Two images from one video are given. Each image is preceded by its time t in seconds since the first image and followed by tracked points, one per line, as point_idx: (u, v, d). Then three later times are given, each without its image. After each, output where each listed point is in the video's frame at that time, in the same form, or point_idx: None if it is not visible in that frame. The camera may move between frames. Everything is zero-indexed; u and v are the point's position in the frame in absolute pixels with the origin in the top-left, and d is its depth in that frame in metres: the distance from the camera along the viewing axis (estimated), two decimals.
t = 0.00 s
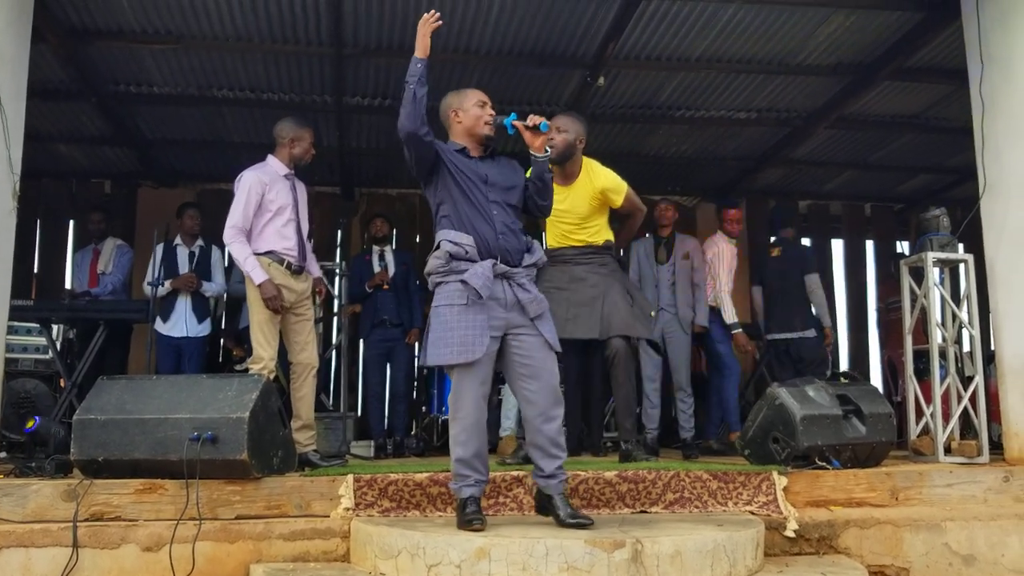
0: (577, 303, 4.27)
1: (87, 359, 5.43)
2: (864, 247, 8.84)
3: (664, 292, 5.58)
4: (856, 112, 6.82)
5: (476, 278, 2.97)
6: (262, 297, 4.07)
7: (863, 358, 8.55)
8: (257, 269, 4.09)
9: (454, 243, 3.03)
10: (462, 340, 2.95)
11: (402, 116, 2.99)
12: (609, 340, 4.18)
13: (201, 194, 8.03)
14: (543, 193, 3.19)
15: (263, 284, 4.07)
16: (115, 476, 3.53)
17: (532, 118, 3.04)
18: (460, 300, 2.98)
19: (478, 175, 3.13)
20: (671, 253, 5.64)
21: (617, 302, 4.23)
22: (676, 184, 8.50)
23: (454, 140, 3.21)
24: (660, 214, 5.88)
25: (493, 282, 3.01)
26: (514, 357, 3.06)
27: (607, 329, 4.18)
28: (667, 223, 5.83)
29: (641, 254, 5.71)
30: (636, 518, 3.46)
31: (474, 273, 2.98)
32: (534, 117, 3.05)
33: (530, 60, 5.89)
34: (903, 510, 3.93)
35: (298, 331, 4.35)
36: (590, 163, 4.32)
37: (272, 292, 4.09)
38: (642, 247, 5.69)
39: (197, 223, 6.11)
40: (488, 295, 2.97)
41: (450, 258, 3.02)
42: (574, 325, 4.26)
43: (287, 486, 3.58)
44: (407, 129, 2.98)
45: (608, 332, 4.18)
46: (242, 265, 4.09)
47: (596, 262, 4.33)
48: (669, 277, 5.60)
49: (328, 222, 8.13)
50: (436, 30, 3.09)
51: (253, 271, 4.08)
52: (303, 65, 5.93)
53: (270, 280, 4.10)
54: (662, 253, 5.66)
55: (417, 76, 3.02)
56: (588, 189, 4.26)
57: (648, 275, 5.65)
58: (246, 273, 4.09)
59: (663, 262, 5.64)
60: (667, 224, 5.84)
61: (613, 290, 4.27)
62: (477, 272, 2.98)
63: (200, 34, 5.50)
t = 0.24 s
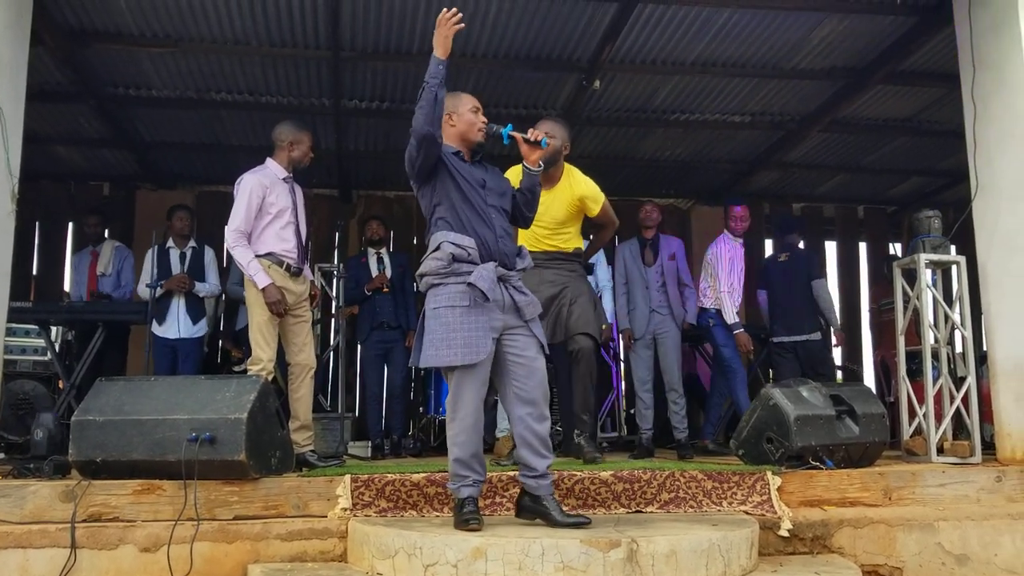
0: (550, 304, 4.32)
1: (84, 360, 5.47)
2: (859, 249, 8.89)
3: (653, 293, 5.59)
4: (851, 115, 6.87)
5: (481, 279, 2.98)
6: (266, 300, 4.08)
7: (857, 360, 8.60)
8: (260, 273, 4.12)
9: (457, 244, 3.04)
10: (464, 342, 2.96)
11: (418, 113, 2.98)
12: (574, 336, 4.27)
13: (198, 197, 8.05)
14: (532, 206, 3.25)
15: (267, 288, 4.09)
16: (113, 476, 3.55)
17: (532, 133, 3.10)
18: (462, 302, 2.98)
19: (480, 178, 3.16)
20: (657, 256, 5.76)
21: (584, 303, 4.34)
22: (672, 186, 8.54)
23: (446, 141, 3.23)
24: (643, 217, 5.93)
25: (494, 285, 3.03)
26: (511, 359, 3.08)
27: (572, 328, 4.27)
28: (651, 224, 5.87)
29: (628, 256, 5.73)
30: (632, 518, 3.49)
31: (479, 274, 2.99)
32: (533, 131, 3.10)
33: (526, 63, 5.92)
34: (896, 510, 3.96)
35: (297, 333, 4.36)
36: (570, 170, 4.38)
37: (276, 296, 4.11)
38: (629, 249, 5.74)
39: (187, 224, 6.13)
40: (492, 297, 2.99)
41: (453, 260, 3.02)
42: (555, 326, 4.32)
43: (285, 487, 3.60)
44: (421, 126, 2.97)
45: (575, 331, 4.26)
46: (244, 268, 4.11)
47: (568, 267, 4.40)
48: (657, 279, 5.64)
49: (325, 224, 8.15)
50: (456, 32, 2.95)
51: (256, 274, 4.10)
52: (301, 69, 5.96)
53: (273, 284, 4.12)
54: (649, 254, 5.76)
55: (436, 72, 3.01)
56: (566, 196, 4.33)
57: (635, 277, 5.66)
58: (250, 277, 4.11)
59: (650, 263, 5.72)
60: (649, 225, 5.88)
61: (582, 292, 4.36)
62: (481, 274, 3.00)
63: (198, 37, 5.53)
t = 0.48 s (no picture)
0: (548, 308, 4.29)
1: (82, 362, 5.46)
2: (857, 250, 8.90)
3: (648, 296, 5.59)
4: (849, 117, 6.87)
5: (480, 282, 2.98)
6: (269, 301, 4.08)
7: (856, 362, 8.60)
8: (263, 274, 4.12)
9: (457, 246, 3.02)
10: (463, 344, 2.95)
11: (440, 124, 2.95)
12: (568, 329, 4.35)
13: (197, 198, 8.04)
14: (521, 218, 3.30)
15: (270, 288, 4.09)
16: (111, 478, 3.54)
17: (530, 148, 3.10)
18: (459, 305, 2.98)
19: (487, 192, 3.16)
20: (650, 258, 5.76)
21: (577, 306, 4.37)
22: (670, 188, 8.54)
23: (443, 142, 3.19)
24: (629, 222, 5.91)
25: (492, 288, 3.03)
26: (507, 360, 3.08)
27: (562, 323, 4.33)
28: (640, 227, 5.85)
29: (619, 261, 5.72)
30: (630, 520, 3.48)
31: (477, 277, 2.99)
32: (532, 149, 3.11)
33: (524, 65, 5.92)
34: (895, 512, 3.96)
35: (296, 335, 4.35)
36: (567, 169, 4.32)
37: (278, 297, 4.10)
38: (620, 255, 5.72)
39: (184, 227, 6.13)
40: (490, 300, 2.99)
41: (451, 263, 3.01)
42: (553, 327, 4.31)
43: (283, 489, 3.59)
44: (441, 138, 2.93)
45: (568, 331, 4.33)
46: (246, 269, 4.12)
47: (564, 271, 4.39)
48: (651, 282, 5.64)
49: (323, 226, 8.14)
50: (506, 62, 3.01)
51: (258, 275, 4.11)
52: (300, 70, 5.96)
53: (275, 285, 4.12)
54: (642, 259, 5.75)
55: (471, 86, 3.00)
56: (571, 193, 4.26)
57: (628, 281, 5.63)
58: (252, 278, 4.11)
59: (644, 267, 5.71)
60: (639, 227, 5.87)
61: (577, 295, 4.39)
62: (479, 276, 3.00)
63: (196, 38, 5.52)
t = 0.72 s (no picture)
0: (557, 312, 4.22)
1: (83, 364, 5.46)
2: (858, 251, 8.90)
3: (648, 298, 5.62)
4: (850, 118, 6.88)
5: (479, 285, 2.98)
6: (269, 303, 4.08)
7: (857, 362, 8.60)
8: (264, 276, 4.12)
9: (455, 250, 3.02)
10: (461, 346, 2.95)
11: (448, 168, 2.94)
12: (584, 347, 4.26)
13: (198, 200, 8.04)
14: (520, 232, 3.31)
15: (271, 290, 4.09)
16: (113, 481, 3.54)
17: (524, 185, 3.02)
18: (458, 308, 2.98)
19: (491, 216, 3.15)
20: (648, 259, 5.77)
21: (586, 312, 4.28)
22: (671, 189, 8.54)
23: (448, 144, 3.19)
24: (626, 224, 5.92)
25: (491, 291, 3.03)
26: (507, 364, 3.08)
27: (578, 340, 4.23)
28: (636, 228, 5.85)
29: (617, 264, 5.63)
30: (632, 522, 3.48)
31: (476, 280, 2.99)
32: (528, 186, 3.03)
33: (525, 67, 5.92)
34: (897, 513, 3.96)
35: (298, 337, 4.35)
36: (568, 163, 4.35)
37: (279, 299, 4.11)
38: (618, 258, 5.62)
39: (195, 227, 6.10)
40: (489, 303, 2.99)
41: (451, 267, 3.01)
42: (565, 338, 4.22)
43: (285, 491, 3.58)
44: (442, 181, 2.95)
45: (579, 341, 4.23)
46: (247, 270, 4.11)
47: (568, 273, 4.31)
48: (650, 282, 5.66)
49: (325, 227, 8.14)
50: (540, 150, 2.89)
51: (259, 277, 4.10)
52: (301, 72, 5.97)
53: (276, 287, 4.13)
54: (640, 260, 5.74)
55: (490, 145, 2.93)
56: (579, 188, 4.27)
57: (627, 284, 5.56)
58: (253, 279, 4.10)
59: (643, 268, 5.71)
60: (636, 229, 5.87)
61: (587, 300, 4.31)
62: (478, 279, 3.00)
63: (196, 41, 5.52)
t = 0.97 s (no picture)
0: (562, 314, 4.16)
1: (83, 366, 5.46)
2: (858, 254, 8.90)
3: (647, 300, 5.61)
4: (850, 121, 6.88)
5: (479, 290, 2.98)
6: (268, 305, 4.09)
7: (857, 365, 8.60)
8: (262, 278, 4.11)
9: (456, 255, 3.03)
10: (460, 349, 2.95)
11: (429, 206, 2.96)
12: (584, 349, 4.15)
13: (198, 202, 8.04)
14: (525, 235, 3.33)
15: (268, 293, 4.10)
16: (113, 482, 3.54)
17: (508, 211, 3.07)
18: (457, 311, 2.98)
19: (498, 234, 3.16)
20: (647, 262, 5.78)
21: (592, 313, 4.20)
22: (671, 192, 8.55)
23: (455, 145, 3.18)
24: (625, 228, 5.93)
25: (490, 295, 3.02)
26: (506, 369, 3.07)
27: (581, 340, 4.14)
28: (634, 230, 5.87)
29: (617, 267, 5.55)
30: (632, 524, 3.48)
31: (476, 284, 3.00)
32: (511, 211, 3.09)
33: (525, 70, 5.92)
34: (897, 516, 3.95)
35: (298, 339, 4.36)
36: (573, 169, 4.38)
37: (276, 301, 4.12)
38: (618, 262, 5.54)
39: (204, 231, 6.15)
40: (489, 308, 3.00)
41: (450, 269, 3.03)
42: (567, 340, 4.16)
43: (284, 493, 3.58)
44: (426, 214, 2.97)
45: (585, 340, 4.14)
46: (245, 272, 4.11)
47: (569, 273, 4.23)
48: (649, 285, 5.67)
49: (325, 230, 8.15)
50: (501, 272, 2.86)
51: (257, 278, 4.10)
52: (301, 75, 5.98)
53: (275, 289, 4.13)
54: (639, 262, 5.76)
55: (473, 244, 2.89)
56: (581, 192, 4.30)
57: (626, 288, 5.51)
58: (251, 282, 4.10)
59: (642, 271, 5.72)
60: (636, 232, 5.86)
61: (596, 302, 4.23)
62: (479, 283, 3.01)
63: (197, 43, 5.53)
